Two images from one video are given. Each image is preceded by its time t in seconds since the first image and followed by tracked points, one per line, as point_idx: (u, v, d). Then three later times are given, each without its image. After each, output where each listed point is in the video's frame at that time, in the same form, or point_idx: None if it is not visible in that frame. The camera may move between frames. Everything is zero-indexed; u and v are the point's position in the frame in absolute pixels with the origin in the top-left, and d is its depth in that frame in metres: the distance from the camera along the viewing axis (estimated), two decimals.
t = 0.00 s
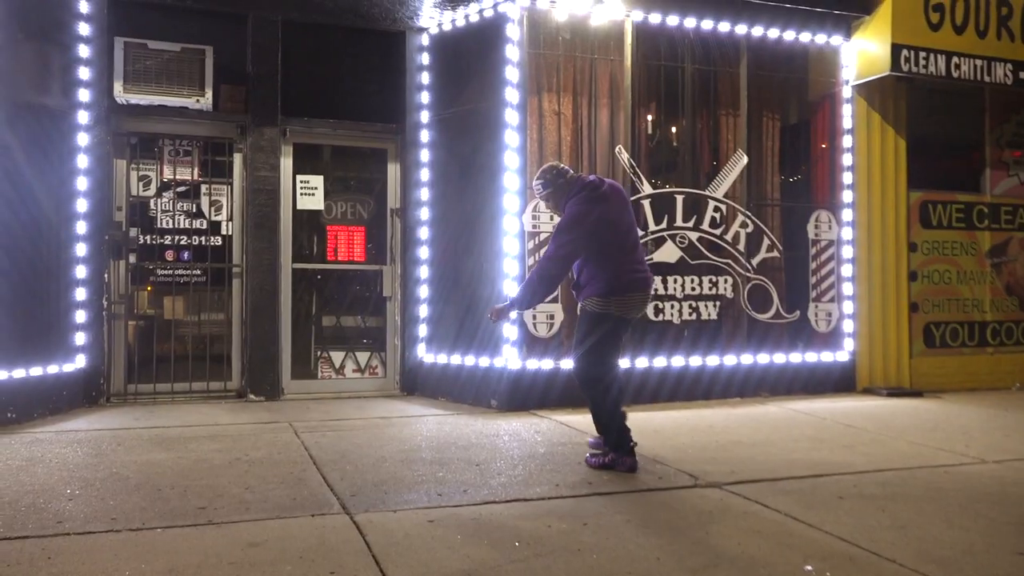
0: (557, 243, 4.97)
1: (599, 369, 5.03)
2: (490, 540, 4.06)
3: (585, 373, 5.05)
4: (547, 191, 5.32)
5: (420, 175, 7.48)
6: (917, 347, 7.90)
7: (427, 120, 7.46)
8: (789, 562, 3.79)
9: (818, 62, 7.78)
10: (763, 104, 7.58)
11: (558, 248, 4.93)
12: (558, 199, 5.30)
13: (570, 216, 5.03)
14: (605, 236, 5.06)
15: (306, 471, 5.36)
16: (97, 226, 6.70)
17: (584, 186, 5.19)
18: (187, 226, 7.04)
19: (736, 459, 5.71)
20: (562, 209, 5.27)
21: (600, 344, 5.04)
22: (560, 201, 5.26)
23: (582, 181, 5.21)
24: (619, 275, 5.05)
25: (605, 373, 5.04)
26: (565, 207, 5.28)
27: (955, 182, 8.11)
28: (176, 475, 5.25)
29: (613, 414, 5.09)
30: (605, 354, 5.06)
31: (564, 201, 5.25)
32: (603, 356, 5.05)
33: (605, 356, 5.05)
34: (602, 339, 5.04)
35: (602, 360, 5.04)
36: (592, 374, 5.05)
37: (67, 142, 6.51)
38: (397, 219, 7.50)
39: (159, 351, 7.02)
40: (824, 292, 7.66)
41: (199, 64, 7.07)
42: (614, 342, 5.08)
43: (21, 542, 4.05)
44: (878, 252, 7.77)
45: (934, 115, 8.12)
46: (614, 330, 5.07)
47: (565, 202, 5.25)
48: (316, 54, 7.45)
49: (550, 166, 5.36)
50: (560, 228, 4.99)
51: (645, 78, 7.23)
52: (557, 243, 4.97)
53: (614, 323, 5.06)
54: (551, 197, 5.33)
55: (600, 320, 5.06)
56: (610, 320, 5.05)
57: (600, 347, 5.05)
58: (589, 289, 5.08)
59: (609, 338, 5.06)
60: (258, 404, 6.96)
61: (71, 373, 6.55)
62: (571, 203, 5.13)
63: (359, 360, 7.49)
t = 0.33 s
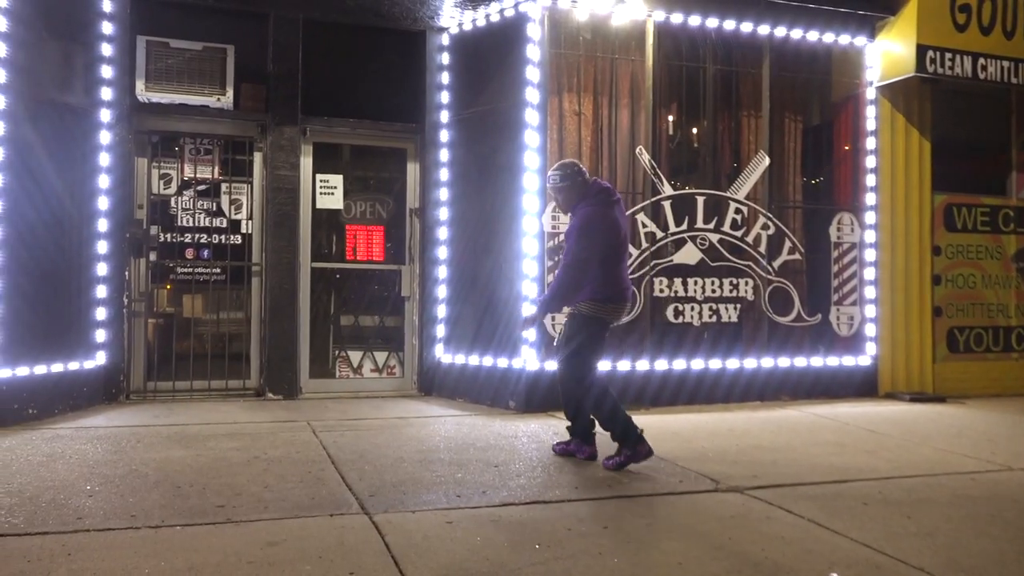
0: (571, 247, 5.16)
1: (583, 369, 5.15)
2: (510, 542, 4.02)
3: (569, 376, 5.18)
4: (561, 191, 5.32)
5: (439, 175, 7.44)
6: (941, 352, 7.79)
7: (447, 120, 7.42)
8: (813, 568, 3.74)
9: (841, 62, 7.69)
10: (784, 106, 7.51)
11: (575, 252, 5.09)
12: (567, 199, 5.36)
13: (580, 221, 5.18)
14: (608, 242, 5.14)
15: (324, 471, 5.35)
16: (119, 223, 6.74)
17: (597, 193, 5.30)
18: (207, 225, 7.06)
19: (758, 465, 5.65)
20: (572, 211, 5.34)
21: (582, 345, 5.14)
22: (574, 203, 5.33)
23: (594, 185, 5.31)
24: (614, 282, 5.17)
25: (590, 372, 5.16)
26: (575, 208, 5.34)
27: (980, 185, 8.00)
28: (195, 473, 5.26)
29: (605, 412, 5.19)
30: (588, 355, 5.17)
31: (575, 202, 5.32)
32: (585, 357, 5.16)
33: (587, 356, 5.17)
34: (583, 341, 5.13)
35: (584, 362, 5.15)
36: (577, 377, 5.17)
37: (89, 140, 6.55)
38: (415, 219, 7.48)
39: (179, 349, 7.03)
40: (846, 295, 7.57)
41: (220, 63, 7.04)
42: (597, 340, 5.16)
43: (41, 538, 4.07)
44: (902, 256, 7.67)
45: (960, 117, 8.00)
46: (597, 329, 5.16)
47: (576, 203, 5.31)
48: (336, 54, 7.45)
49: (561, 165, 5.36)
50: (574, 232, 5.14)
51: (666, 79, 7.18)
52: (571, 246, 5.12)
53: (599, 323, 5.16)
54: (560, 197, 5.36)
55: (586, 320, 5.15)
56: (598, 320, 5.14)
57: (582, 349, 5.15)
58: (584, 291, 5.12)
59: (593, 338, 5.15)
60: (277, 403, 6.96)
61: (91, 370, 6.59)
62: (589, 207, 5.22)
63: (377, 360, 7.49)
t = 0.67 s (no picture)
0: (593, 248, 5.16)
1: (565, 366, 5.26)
2: (532, 546, 3.99)
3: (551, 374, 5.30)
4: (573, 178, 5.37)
5: (460, 175, 7.40)
6: (967, 355, 7.67)
7: (467, 120, 7.39)
8: None
9: (866, 61, 7.59)
10: (808, 105, 7.42)
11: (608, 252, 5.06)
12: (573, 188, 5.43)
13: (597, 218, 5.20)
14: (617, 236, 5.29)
15: (345, 471, 5.34)
16: (141, 222, 6.78)
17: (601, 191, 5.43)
18: (229, 224, 7.07)
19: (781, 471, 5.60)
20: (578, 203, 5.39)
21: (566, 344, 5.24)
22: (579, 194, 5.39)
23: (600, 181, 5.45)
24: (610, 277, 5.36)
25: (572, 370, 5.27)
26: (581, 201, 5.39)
27: (1008, 185, 7.88)
28: (216, 473, 5.26)
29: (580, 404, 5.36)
30: (569, 352, 5.26)
31: (581, 192, 5.38)
32: (567, 355, 5.26)
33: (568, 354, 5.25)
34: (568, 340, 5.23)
35: (566, 361, 5.25)
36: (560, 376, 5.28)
37: (112, 140, 6.59)
38: (436, 218, 7.48)
39: (199, 347, 7.05)
40: (871, 297, 7.47)
41: (242, 62, 7.06)
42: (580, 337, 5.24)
43: (64, 537, 4.08)
44: (928, 258, 7.56)
45: (989, 116, 7.86)
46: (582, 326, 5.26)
47: (583, 195, 5.37)
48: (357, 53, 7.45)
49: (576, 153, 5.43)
50: (600, 232, 5.11)
51: (689, 78, 7.12)
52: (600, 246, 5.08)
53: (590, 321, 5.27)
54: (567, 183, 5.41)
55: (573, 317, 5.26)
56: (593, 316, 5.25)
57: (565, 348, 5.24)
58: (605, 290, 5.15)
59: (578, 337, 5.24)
60: (297, 403, 6.96)
61: (113, 369, 6.64)
62: (598, 200, 5.26)
63: (397, 360, 7.48)
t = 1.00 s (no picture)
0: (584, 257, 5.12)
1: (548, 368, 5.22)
2: (549, 550, 3.95)
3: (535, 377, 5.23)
4: (569, 178, 5.29)
5: (476, 177, 7.35)
6: (989, 359, 7.56)
7: (483, 121, 7.34)
8: None
9: (887, 61, 7.50)
10: (828, 106, 7.35)
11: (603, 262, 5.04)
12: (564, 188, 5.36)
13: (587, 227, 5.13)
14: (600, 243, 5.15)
15: (360, 474, 5.33)
16: (158, 224, 6.82)
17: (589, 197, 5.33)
18: (245, 226, 7.08)
19: (800, 477, 5.54)
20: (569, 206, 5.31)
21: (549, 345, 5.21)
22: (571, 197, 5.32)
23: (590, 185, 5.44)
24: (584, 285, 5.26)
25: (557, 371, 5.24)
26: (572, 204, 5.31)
27: None
28: (231, 475, 5.26)
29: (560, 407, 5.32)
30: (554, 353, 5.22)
31: (574, 193, 5.29)
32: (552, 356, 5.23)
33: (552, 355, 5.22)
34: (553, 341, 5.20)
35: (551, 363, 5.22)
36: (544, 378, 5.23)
37: (131, 142, 6.63)
38: (451, 220, 7.46)
39: (215, 348, 7.05)
40: (891, 301, 7.38)
41: (259, 64, 7.05)
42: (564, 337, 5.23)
43: (80, 538, 4.09)
44: (949, 261, 7.46)
45: (1012, 118, 7.75)
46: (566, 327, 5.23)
47: (574, 197, 5.29)
48: (373, 54, 7.44)
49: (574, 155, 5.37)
50: (592, 243, 5.04)
51: (707, 79, 7.06)
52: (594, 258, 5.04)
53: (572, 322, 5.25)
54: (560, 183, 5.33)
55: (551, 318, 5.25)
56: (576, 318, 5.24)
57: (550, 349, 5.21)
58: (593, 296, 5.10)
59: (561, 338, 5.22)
60: (312, 405, 6.96)
61: (130, 370, 6.68)
62: (591, 204, 5.20)
63: (412, 362, 7.46)
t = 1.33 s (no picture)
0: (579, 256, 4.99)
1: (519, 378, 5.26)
2: (560, 563, 3.79)
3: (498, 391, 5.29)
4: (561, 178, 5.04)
5: (484, 178, 7.23)
6: (1011, 365, 7.34)
7: (492, 122, 7.20)
8: None
9: (906, 60, 7.32)
10: (845, 106, 7.17)
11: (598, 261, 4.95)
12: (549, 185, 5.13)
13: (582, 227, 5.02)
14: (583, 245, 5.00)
15: (365, 482, 5.17)
16: (160, 226, 6.69)
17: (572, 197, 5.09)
18: (249, 229, 6.93)
19: (818, 487, 5.36)
20: (559, 204, 5.11)
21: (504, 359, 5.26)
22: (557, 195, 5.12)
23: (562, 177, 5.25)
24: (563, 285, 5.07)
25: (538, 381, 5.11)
26: (559, 202, 5.12)
27: None
28: (233, 483, 5.12)
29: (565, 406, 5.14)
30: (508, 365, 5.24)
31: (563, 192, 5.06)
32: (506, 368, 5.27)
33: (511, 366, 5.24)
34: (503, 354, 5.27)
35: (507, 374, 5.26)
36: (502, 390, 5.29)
37: (132, 144, 6.52)
38: (459, 223, 7.31)
39: (218, 354, 6.90)
40: (911, 306, 7.19)
41: (264, 64, 6.91)
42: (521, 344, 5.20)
43: (77, 548, 3.94)
44: (970, 266, 7.23)
45: None
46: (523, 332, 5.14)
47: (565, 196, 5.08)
48: (379, 54, 7.29)
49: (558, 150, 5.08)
50: (592, 243, 4.93)
51: (721, 79, 6.90)
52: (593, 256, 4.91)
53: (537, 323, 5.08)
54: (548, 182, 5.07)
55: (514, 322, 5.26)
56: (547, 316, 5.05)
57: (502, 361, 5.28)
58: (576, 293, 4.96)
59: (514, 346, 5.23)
60: (317, 411, 6.81)
61: (131, 375, 6.55)
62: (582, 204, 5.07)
63: (419, 368, 7.30)
